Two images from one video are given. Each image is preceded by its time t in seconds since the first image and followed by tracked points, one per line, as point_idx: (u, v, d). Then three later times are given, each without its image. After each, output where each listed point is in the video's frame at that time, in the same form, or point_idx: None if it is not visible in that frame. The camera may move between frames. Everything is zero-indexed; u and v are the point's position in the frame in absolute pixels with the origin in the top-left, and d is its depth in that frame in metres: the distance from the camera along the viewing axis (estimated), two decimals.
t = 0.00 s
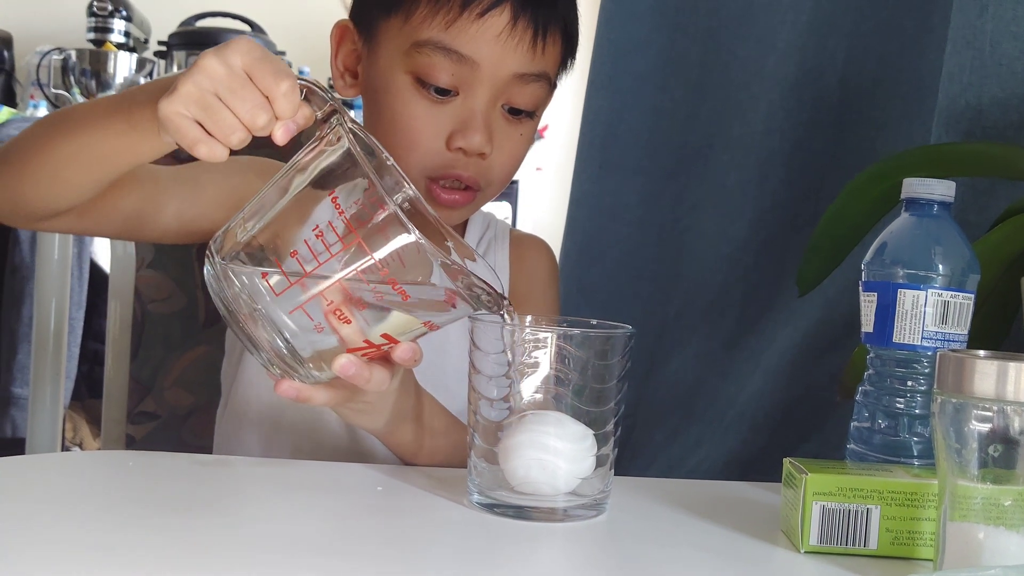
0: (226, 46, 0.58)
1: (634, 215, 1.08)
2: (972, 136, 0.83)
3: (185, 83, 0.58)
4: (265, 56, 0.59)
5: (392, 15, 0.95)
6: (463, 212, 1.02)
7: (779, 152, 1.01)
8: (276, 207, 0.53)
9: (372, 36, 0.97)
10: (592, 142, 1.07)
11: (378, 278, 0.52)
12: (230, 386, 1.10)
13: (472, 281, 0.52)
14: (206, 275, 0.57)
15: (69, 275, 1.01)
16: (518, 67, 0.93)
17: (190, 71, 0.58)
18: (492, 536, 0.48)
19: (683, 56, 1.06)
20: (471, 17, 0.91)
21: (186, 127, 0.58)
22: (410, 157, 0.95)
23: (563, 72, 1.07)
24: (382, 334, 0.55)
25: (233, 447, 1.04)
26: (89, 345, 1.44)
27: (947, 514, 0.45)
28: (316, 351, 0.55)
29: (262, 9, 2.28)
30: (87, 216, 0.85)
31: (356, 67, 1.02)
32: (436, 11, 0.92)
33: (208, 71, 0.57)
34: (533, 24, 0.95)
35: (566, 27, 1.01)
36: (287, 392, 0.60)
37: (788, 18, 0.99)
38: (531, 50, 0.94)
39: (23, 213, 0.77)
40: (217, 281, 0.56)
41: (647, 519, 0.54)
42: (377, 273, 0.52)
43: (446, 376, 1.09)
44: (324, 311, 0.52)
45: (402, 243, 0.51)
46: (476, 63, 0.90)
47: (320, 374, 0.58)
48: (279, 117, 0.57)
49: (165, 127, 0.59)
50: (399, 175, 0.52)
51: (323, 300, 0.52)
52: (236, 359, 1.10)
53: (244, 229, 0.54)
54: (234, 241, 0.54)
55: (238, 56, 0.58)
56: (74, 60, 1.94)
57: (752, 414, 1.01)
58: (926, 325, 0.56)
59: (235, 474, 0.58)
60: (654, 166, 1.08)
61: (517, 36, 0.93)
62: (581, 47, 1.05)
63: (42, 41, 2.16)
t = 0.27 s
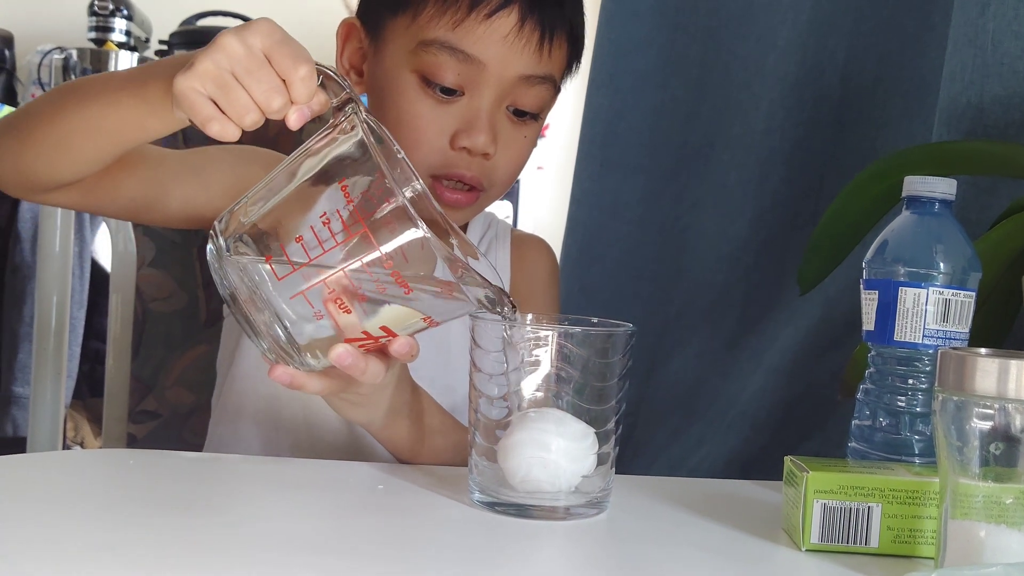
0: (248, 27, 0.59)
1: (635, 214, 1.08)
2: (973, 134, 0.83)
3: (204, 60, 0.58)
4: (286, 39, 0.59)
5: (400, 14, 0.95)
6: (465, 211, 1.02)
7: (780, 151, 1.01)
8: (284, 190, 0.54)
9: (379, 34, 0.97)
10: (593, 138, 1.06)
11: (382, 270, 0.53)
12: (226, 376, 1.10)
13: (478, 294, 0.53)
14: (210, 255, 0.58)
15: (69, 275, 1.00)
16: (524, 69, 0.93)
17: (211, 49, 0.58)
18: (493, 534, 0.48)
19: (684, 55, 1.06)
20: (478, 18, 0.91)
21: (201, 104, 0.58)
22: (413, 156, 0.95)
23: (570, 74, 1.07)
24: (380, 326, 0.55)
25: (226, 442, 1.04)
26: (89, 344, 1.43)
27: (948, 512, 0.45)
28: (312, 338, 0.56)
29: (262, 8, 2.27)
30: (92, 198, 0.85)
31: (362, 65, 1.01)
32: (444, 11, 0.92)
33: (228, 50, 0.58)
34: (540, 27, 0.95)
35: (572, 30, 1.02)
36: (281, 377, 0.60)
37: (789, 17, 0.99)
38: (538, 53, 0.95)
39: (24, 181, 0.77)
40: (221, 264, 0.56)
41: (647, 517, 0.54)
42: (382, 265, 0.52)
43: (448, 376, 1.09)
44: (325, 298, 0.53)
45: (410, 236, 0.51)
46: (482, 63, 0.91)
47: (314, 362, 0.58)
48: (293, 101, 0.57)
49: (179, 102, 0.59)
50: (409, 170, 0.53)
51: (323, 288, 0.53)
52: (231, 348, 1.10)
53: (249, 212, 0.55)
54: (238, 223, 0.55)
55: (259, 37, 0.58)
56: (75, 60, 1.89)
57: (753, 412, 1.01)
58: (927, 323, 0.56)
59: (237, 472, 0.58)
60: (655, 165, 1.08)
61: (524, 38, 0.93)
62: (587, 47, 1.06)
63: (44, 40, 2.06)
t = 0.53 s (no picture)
0: (260, 14, 0.58)
1: (636, 214, 1.08)
2: (976, 134, 0.83)
3: (214, 45, 0.58)
4: (297, 28, 0.59)
5: (408, 12, 0.94)
6: (468, 208, 1.03)
7: (781, 151, 1.01)
8: (287, 180, 0.54)
9: (386, 32, 0.97)
10: (596, 139, 1.07)
11: (384, 267, 0.53)
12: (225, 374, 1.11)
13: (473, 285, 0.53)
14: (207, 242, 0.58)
15: (70, 275, 1.00)
16: (531, 72, 0.93)
17: (221, 33, 0.58)
18: (494, 533, 0.48)
19: (685, 54, 1.06)
20: (487, 18, 0.91)
21: (207, 88, 0.58)
22: (418, 155, 0.95)
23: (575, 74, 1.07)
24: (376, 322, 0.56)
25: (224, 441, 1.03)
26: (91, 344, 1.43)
27: (949, 511, 0.45)
28: (307, 330, 0.56)
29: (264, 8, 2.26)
30: (95, 185, 0.85)
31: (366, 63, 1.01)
32: (453, 10, 0.92)
33: (240, 36, 0.57)
34: (549, 29, 0.95)
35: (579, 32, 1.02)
36: (274, 369, 0.60)
37: (791, 16, 0.99)
38: (545, 55, 0.95)
39: (26, 169, 0.77)
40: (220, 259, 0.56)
41: (648, 516, 0.54)
42: (385, 261, 0.53)
43: (450, 376, 1.10)
44: (324, 290, 0.54)
45: (415, 235, 0.52)
46: (490, 65, 0.91)
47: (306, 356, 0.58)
48: (302, 90, 0.57)
49: (186, 86, 0.59)
50: (414, 168, 0.54)
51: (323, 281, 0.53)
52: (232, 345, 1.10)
53: (251, 201, 0.55)
54: (238, 211, 0.55)
55: (271, 25, 0.58)
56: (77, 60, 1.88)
57: (755, 412, 1.01)
58: (928, 322, 0.56)
59: (239, 472, 0.59)
60: (656, 165, 1.08)
61: (532, 41, 0.93)
62: (595, 47, 1.06)
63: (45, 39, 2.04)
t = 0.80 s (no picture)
0: (267, 10, 0.59)
1: (637, 213, 1.08)
2: (976, 132, 0.83)
3: (219, 40, 0.58)
4: (303, 25, 0.59)
5: (407, 13, 0.94)
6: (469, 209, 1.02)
7: (782, 150, 1.01)
8: (291, 177, 0.55)
9: (385, 33, 0.97)
10: (596, 138, 1.07)
11: (387, 264, 0.53)
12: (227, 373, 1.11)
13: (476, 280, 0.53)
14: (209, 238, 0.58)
15: (71, 275, 1.01)
16: (531, 72, 0.93)
17: (228, 29, 0.58)
18: (495, 532, 0.48)
19: (685, 54, 1.06)
20: (487, 19, 0.91)
21: (211, 83, 0.58)
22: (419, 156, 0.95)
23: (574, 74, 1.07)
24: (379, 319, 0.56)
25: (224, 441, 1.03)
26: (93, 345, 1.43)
27: (951, 510, 0.45)
28: (311, 328, 0.56)
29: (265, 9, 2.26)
30: (97, 181, 0.85)
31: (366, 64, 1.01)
32: (452, 11, 0.92)
33: (245, 32, 0.58)
34: (548, 29, 0.95)
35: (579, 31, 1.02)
36: (276, 365, 0.59)
37: (791, 15, 0.99)
38: (545, 55, 0.95)
39: (26, 166, 0.77)
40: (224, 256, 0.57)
41: (649, 515, 0.54)
42: (389, 259, 0.53)
43: (451, 375, 1.10)
44: (328, 288, 0.54)
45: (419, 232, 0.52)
46: (490, 65, 0.91)
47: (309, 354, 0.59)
48: (306, 88, 0.57)
49: (190, 80, 0.59)
50: (418, 167, 0.54)
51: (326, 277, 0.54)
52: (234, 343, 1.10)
53: (253, 198, 0.55)
54: (241, 208, 0.55)
55: (276, 21, 0.58)
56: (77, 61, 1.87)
57: (756, 411, 1.00)
58: (929, 320, 0.56)
59: (240, 471, 0.58)
60: (657, 165, 1.08)
61: (532, 41, 0.93)
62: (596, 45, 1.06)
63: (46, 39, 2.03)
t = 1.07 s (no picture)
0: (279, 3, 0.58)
1: (637, 212, 1.08)
2: (977, 131, 0.83)
3: (230, 32, 0.58)
4: (315, 19, 0.59)
5: (407, 14, 0.94)
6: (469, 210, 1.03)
7: (782, 148, 1.00)
8: (300, 171, 0.54)
9: (384, 34, 0.97)
10: (597, 137, 1.07)
11: (395, 262, 0.54)
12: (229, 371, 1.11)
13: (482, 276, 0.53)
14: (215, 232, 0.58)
15: (72, 275, 1.01)
16: (531, 72, 0.93)
17: (239, 20, 0.58)
18: (496, 531, 0.48)
19: (686, 53, 1.06)
20: (486, 20, 0.91)
21: (222, 76, 0.58)
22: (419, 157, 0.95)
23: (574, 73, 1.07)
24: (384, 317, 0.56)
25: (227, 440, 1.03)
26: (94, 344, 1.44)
27: (952, 508, 0.45)
28: (315, 324, 0.56)
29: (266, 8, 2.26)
30: (102, 177, 0.85)
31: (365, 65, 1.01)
32: (452, 12, 0.92)
33: (258, 25, 0.57)
34: (547, 29, 0.95)
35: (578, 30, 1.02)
36: (280, 360, 0.59)
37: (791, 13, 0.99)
38: (545, 55, 0.95)
39: (27, 158, 0.77)
40: (229, 249, 0.57)
41: (650, 514, 0.54)
42: (396, 256, 0.54)
43: (452, 375, 1.10)
44: (334, 284, 0.54)
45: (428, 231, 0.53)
46: (490, 66, 0.90)
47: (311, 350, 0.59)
48: (317, 83, 0.58)
49: (201, 71, 0.59)
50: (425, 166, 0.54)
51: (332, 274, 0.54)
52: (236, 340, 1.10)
53: (259, 193, 0.55)
54: (247, 201, 0.55)
55: (289, 15, 0.58)
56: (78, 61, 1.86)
57: (756, 409, 1.00)
58: (930, 318, 0.56)
59: (242, 470, 0.59)
60: (657, 164, 1.08)
61: (532, 41, 0.93)
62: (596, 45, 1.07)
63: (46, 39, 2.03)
